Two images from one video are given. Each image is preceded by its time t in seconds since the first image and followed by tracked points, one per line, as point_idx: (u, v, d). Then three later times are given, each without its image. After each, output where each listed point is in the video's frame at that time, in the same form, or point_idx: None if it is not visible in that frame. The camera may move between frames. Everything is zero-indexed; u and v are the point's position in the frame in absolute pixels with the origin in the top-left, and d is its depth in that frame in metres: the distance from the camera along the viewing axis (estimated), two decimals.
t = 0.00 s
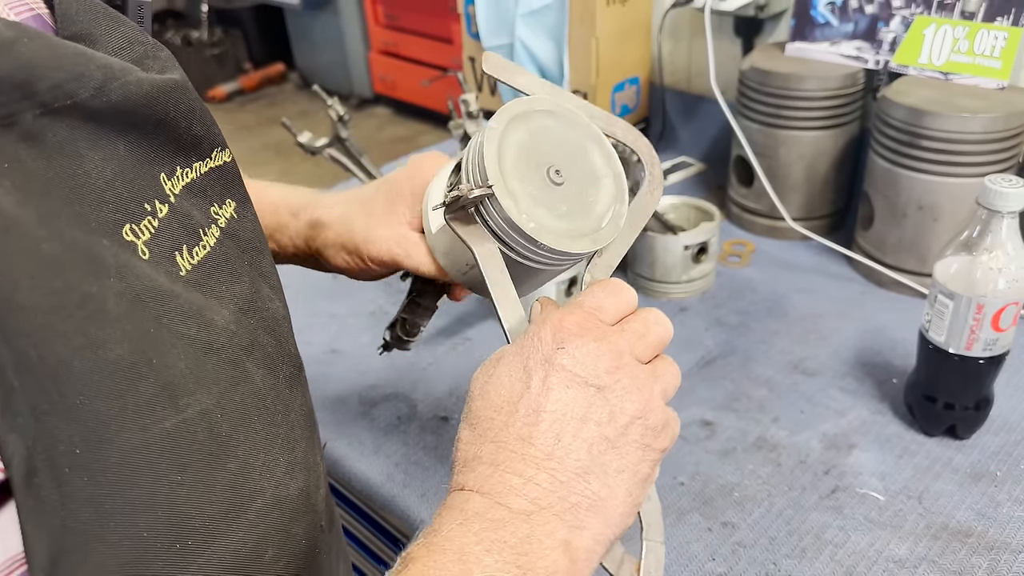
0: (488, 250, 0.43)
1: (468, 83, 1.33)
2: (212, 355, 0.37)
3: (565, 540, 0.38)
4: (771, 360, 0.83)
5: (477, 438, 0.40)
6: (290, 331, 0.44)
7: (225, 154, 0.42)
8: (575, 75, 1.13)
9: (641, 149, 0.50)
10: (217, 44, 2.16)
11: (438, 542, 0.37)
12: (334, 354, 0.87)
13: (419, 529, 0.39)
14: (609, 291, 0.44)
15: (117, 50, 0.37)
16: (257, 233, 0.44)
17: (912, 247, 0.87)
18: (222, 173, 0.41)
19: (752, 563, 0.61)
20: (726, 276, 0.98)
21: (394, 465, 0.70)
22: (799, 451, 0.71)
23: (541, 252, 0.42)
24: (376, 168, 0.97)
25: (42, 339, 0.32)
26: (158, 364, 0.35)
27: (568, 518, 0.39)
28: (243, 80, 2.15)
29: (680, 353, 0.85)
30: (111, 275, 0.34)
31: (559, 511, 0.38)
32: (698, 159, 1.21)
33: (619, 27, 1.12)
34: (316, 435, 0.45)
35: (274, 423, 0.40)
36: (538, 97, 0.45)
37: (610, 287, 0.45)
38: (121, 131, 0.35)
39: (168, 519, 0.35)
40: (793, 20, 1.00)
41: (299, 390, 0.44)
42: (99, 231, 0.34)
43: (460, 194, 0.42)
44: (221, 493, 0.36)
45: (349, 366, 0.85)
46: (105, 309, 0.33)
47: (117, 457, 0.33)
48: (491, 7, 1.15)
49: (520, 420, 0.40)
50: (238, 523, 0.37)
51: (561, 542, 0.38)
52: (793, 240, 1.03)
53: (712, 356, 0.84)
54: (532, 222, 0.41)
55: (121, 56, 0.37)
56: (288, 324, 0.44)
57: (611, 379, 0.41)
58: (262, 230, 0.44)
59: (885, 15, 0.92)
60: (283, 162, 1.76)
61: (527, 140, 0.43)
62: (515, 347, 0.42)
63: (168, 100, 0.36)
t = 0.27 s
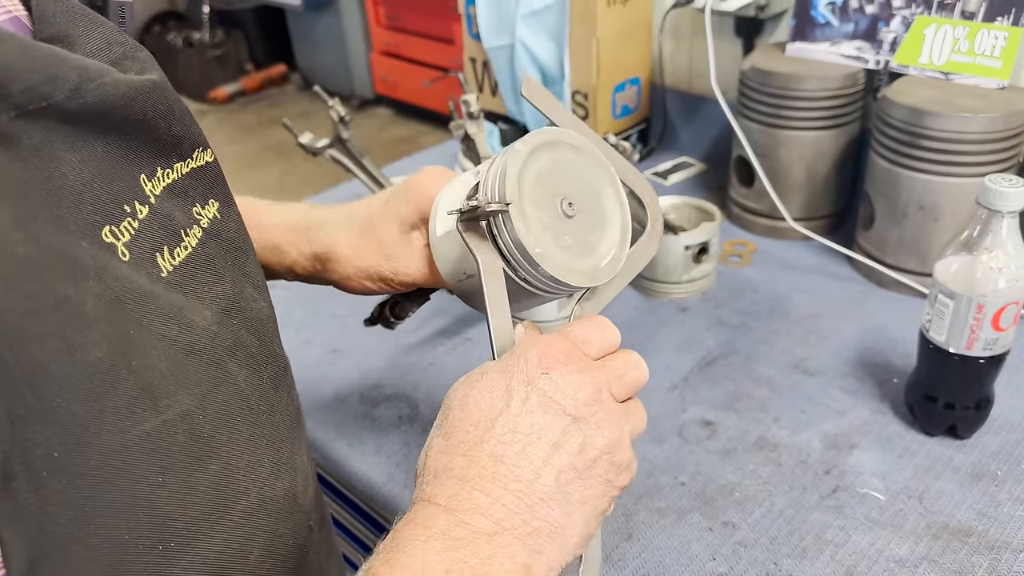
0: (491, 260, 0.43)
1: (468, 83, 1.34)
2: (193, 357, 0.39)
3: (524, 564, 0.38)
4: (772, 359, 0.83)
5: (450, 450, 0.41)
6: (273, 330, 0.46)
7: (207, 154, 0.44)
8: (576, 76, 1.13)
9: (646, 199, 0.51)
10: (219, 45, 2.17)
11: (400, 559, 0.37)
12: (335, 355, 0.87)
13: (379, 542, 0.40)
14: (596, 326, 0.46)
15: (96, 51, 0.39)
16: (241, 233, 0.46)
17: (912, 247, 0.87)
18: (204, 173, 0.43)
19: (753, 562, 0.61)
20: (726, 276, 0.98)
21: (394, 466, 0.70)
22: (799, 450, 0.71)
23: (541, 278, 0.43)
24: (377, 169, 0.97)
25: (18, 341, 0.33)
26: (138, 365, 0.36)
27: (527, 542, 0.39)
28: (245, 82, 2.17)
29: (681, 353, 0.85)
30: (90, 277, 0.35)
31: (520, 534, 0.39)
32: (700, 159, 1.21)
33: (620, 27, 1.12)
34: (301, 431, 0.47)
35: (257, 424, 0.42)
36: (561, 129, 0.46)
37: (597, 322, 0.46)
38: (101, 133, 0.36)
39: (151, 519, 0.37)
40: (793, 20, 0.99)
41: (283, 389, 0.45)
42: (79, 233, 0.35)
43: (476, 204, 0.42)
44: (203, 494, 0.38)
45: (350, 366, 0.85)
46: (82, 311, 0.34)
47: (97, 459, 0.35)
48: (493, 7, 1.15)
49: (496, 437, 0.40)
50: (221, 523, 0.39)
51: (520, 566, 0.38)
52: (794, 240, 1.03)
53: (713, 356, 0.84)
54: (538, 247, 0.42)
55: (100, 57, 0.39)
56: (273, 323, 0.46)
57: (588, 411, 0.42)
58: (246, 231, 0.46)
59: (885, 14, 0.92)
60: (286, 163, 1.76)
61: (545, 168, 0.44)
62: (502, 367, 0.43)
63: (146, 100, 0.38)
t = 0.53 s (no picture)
0: (470, 261, 0.43)
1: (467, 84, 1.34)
2: (179, 359, 0.39)
3: (523, 570, 0.39)
4: (771, 359, 0.83)
5: (441, 461, 0.41)
6: (262, 332, 0.47)
7: (193, 157, 0.45)
8: (576, 76, 1.13)
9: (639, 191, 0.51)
10: (220, 46, 2.17)
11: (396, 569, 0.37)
12: (337, 354, 0.87)
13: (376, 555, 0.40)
14: (582, 322, 0.47)
15: (80, 56, 0.40)
16: (229, 235, 0.47)
17: (911, 247, 0.87)
18: (189, 176, 0.44)
19: (752, 560, 0.61)
20: (726, 276, 0.98)
21: (395, 465, 0.71)
22: (799, 449, 0.72)
23: (519, 271, 0.43)
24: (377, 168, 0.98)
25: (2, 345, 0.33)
26: (123, 368, 0.36)
27: (526, 548, 0.39)
28: (245, 82, 2.17)
29: (681, 352, 0.86)
30: (75, 280, 0.35)
31: (518, 540, 0.39)
32: (700, 159, 1.21)
33: (620, 27, 1.12)
34: (291, 433, 0.47)
35: (245, 426, 0.42)
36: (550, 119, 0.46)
37: (582, 318, 0.47)
38: (85, 137, 0.37)
39: (140, 522, 0.37)
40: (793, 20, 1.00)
41: (271, 392, 0.46)
42: (64, 237, 0.36)
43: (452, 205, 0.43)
44: (190, 496, 0.39)
45: (352, 366, 0.85)
46: (66, 314, 0.35)
47: (82, 462, 0.35)
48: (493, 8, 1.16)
49: (486, 445, 0.41)
50: (211, 524, 0.40)
51: (519, 572, 0.38)
52: (793, 240, 1.03)
53: (713, 356, 0.85)
54: (513, 237, 0.42)
55: (84, 61, 0.40)
56: (261, 326, 0.47)
57: (578, 410, 0.42)
58: (234, 233, 0.47)
59: (884, 15, 0.92)
60: (287, 164, 1.77)
61: (528, 158, 0.44)
62: (487, 374, 0.43)
63: (128, 103, 0.39)
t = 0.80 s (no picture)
0: (472, 259, 0.44)
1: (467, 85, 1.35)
2: (177, 359, 0.39)
3: (529, 564, 0.39)
4: (770, 357, 0.83)
5: (446, 459, 0.42)
6: (261, 332, 0.47)
7: (192, 157, 0.45)
8: (575, 76, 1.14)
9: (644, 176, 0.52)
10: (220, 47, 2.18)
11: (401, 567, 0.38)
12: (337, 354, 0.88)
13: (385, 550, 0.40)
14: (582, 315, 0.46)
15: (79, 57, 0.40)
16: (228, 235, 0.47)
17: (910, 245, 0.88)
18: (188, 176, 0.45)
19: (751, 558, 0.62)
20: (725, 275, 0.98)
21: (395, 464, 0.71)
22: (797, 447, 0.72)
23: (522, 266, 0.43)
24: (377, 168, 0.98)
25: None
26: (119, 369, 0.37)
27: (532, 542, 0.40)
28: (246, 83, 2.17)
29: (680, 351, 0.86)
30: (71, 281, 0.36)
31: (524, 534, 0.40)
32: (699, 159, 1.21)
33: (619, 28, 1.12)
34: (291, 433, 0.48)
35: (244, 426, 0.43)
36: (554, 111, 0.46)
37: (584, 310, 0.46)
38: (82, 139, 0.38)
39: (137, 522, 0.37)
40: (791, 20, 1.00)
41: (270, 392, 0.46)
42: (61, 239, 0.36)
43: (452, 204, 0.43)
44: (188, 496, 0.39)
45: (352, 365, 0.85)
46: (61, 315, 0.35)
47: (78, 463, 0.35)
48: (492, 8, 1.16)
49: (489, 441, 0.41)
50: (209, 524, 0.40)
51: (526, 566, 0.39)
52: (792, 239, 1.03)
53: (711, 354, 0.85)
54: (515, 232, 0.42)
55: (83, 62, 0.40)
56: (261, 326, 0.47)
57: (579, 403, 0.43)
58: (234, 232, 0.48)
59: (882, 14, 0.92)
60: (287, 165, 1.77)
61: (531, 152, 0.44)
62: (488, 371, 0.43)
63: (126, 105, 0.39)
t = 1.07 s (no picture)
0: (460, 242, 0.45)
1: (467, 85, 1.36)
2: (181, 353, 0.40)
3: (509, 535, 0.38)
4: (768, 356, 0.84)
5: (429, 427, 0.41)
6: (263, 328, 0.47)
7: (195, 154, 0.46)
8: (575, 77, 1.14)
9: (636, 158, 0.51)
10: (221, 48, 2.18)
11: (379, 540, 0.37)
12: (337, 353, 0.88)
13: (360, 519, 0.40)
14: (571, 294, 0.45)
15: (83, 53, 0.41)
16: (230, 231, 0.48)
17: (908, 244, 0.88)
18: (191, 172, 0.45)
19: (748, 555, 0.62)
20: (724, 274, 0.98)
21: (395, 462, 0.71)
22: (795, 445, 0.72)
23: (512, 248, 0.44)
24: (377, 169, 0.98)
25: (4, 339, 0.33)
26: (124, 363, 0.37)
27: (514, 512, 0.39)
28: (246, 84, 2.18)
29: (678, 349, 0.86)
30: (76, 275, 0.36)
31: (505, 504, 0.39)
32: (697, 159, 1.21)
33: (618, 28, 1.13)
34: (292, 428, 0.48)
35: (247, 421, 0.43)
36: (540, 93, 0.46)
37: (572, 290, 0.46)
38: (88, 134, 0.38)
39: (142, 515, 0.37)
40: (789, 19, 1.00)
41: (273, 388, 0.47)
42: (67, 233, 0.37)
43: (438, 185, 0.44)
44: (192, 489, 0.39)
45: (351, 365, 0.86)
46: (67, 310, 0.35)
47: (84, 456, 0.35)
48: (491, 7, 1.16)
49: (474, 411, 0.40)
50: (212, 517, 0.40)
51: (506, 537, 0.38)
52: (791, 239, 1.04)
53: (710, 353, 0.85)
54: (502, 213, 0.42)
55: (87, 59, 0.41)
56: (262, 322, 0.48)
57: (567, 377, 0.42)
58: (235, 230, 0.48)
59: (879, 14, 0.92)
60: (288, 166, 1.78)
61: (517, 134, 0.44)
62: (476, 340, 0.42)
63: (129, 101, 0.40)
